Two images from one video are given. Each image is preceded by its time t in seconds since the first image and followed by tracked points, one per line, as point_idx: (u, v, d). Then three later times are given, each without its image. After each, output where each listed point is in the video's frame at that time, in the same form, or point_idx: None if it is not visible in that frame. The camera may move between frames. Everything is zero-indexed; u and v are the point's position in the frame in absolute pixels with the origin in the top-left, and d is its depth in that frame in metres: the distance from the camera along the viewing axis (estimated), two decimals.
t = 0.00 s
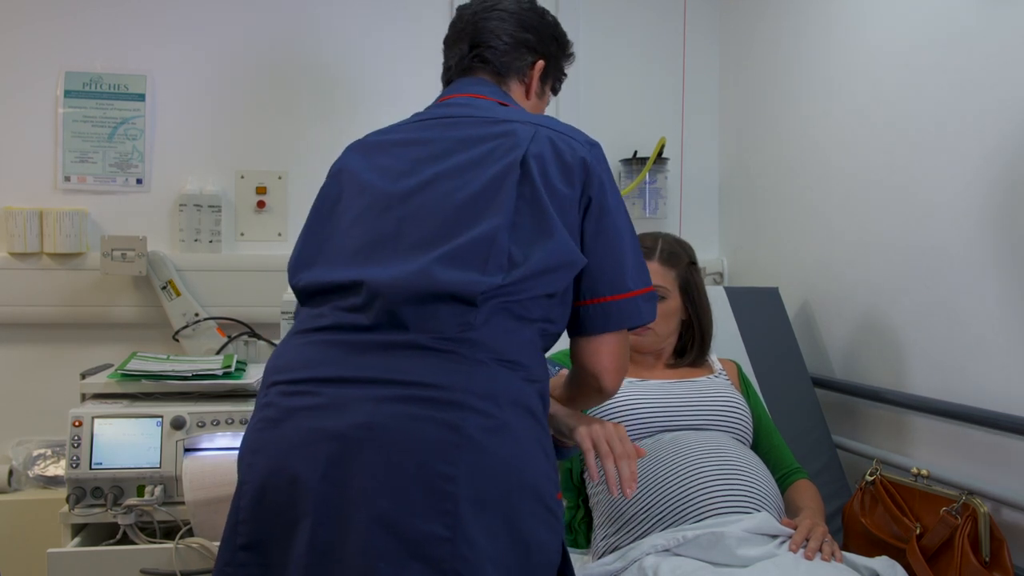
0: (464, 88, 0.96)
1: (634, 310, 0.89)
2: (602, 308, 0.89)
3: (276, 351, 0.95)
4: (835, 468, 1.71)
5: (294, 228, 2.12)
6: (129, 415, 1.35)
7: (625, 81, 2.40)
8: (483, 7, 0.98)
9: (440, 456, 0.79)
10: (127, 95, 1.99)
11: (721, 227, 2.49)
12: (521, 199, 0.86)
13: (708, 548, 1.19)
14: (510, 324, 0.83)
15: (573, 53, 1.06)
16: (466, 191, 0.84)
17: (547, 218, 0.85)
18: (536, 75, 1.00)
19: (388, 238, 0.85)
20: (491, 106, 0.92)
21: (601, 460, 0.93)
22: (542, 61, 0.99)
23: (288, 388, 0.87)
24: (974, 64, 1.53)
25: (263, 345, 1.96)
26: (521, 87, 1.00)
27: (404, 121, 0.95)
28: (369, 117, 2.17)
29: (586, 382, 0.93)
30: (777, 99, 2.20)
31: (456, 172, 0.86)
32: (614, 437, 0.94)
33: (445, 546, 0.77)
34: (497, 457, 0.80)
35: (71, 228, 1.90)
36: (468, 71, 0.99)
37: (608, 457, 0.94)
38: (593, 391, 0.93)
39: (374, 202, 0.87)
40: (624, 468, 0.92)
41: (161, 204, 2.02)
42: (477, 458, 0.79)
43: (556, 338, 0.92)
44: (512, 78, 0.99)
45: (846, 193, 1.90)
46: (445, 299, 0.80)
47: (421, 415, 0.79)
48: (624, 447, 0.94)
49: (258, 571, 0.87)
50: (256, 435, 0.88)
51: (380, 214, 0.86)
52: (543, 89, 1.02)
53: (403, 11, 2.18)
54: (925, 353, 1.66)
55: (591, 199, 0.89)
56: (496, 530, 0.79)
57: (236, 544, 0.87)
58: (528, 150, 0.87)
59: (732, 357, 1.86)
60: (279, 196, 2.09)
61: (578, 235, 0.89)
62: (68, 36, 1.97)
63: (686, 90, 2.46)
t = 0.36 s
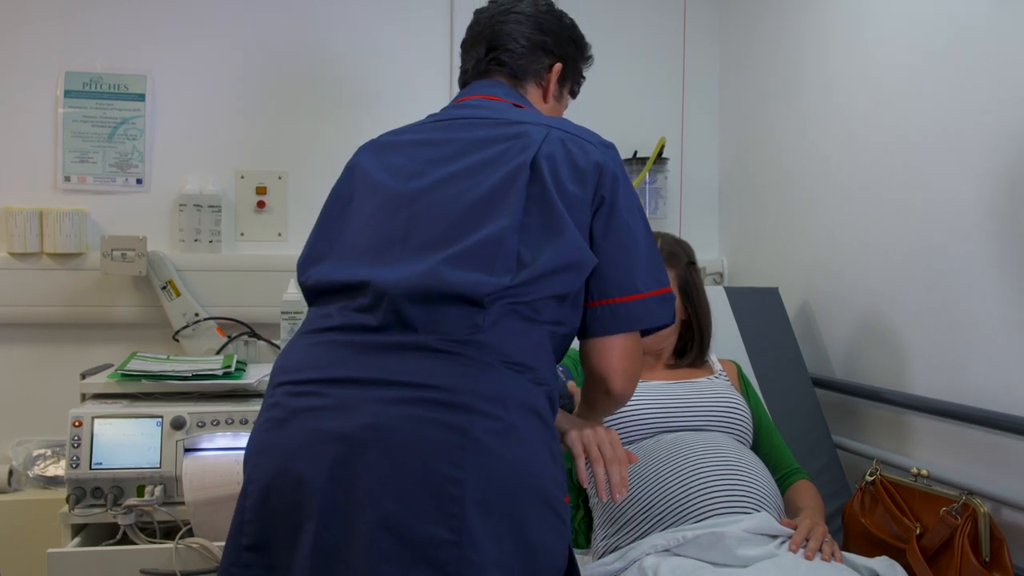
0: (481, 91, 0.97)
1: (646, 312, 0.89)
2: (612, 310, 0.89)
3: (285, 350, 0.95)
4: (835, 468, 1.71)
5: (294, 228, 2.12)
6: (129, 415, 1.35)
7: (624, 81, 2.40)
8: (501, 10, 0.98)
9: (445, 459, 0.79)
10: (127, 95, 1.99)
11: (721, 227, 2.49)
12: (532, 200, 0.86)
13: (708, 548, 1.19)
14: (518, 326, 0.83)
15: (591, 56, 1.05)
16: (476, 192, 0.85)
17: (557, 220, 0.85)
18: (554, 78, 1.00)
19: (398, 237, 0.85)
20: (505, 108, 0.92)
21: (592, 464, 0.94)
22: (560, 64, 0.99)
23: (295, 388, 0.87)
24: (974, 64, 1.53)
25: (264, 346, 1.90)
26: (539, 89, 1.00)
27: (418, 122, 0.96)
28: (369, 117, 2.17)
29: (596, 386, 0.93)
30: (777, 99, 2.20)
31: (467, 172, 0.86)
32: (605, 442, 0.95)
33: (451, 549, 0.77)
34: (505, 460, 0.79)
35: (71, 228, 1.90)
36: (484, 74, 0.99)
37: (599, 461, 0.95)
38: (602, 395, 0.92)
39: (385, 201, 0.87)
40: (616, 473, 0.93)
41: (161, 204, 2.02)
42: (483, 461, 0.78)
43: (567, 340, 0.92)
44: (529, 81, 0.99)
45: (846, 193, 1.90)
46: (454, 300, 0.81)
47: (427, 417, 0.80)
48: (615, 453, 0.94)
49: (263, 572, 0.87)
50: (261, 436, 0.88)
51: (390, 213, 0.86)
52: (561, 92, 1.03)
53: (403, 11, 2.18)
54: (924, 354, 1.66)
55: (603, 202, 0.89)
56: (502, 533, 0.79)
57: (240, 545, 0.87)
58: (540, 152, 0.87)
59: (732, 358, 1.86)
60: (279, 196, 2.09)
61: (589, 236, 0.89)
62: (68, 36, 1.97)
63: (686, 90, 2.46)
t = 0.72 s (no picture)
0: (491, 92, 0.96)
1: (651, 324, 0.89)
2: (620, 320, 0.89)
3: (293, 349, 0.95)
4: (835, 467, 1.71)
5: (294, 229, 2.12)
6: (129, 415, 1.35)
7: (624, 81, 2.40)
8: (508, 13, 0.98)
9: (451, 461, 0.78)
10: (127, 95, 1.99)
11: (721, 227, 2.49)
12: (543, 203, 0.86)
13: (708, 548, 1.19)
14: (525, 327, 0.83)
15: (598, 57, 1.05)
16: (487, 193, 0.84)
17: (567, 224, 0.85)
18: (564, 79, 1.00)
19: (408, 238, 0.85)
20: (518, 111, 0.92)
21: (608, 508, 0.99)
22: (569, 65, 0.99)
23: (301, 389, 0.87)
24: (974, 64, 1.53)
25: (263, 346, 1.92)
26: (549, 91, 1.00)
27: (430, 122, 0.95)
28: (369, 117, 2.17)
29: (592, 394, 0.94)
30: (777, 99, 2.20)
31: (479, 174, 0.86)
32: (620, 485, 0.99)
33: (457, 552, 0.77)
34: (512, 463, 0.79)
35: (71, 228, 1.90)
36: (494, 77, 0.99)
37: (616, 504, 0.99)
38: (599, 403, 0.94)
39: (397, 201, 0.87)
40: (631, 516, 0.97)
41: (161, 204, 2.02)
42: (491, 463, 0.78)
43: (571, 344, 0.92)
44: (539, 82, 0.98)
45: (846, 193, 1.90)
46: (462, 301, 0.81)
47: (433, 419, 0.79)
48: (629, 495, 0.98)
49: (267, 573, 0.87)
50: (267, 438, 0.88)
51: (401, 213, 0.86)
52: (571, 93, 1.03)
53: (403, 11, 2.18)
54: (924, 354, 1.66)
55: (614, 208, 0.89)
56: (507, 535, 0.79)
57: (245, 546, 0.87)
58: (552, 155, 0.87)
59: (732, 358, 1.86)
60: (279, 196, 2.09)
61: (599, 242, 0.89)
62: (68, 36, 1.97)
63: (686, 90, 2.46)
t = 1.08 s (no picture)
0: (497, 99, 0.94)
1: (662, 326, 0.90)
2: (630, 322, 0.90)
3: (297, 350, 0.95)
4: (835, 467, 1.71)
5: (294, 229, 2.12)
6: (129, 415, 1.35)
7: (624, 81, 2.40)
8: (510, 18, 0.95)
9: (465, 464, 0.78)
10: (127, 95, 1.99)
11: (721, 227, 2.49)
12: (556, 204, 0.86)
13: (708, 548, 1.19)
14: (535, 331, 0.83)
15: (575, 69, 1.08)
16: (501, 193, 0.84)
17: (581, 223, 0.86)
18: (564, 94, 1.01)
19: (420, 236, 0.85)
20: (526, 114, 0.92)
21: None
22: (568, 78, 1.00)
23: (309, 389, 0.87)
24: (974, 64, 1.53)
25: (263, 345, 1.92)
26: (551, 104, 1.01)
27: (437, 123, 0.95)
28: (369, 116, 2.17)
29: (600, 395, 0.95)
30: (777, 99, 2.20)
31: (491, 173, 0.86)
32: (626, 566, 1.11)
33: (468, 555, 0.77)
34: (525, 466, 0.79)
35: (71, 228, 1.90)
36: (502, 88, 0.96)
37: None
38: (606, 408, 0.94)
39: (408, 201, 0.87)
40: None
41: (161, 204, 2.02)
42: (505, 466, 0.78)
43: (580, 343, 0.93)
44: (545, 95, 0.98)
45: (846, 193, 1.90)
46: (480, 303, 0.81)
47: (447, 422, 0.79)
48: None
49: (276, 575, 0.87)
50: (273, 438, 0.87)
51: (412, 212, 0.86)
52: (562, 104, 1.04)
53: (403, 11, 2.19)
54: (925, 354, 1.66)
55: (624, 209, 0.90)
56: (519, 538, 0.79)
57: (253, 548, 0.87)
58: (565, 156, 0.87)
59: (732, 358, 1.86)
60: (279, 196, 2.09)
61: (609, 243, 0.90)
62: (68, 36, 1.97)
63: (686, 90, 2.46)
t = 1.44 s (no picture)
0: (444, 94, 0.93)
1: (635, 299, 0.91)
2: (602, 300, 0.91)
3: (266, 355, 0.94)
4: (835, 467, 1.71)
5: (294, 229, 2.12)
6: (129, 415, 1.35)
7: (624, 80, 2.40)
8: (447, 11, 0.94)
9: (471, 465, 0.78)
10: (127, 95, 1.99)
11: (721, 227, 2.49)
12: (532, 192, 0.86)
13: (708, 548, 1.19)
14: (523, 329, 0.83)
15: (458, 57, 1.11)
16: (476, 185, 0.83)
17: (557, 208, 0.86)
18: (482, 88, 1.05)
19: (399, 235, 0.83)
20: (481, 105, 0.91)
21: None
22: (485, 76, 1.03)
23: (294, 396, 0.84)
24: (974, 65, 1.53)
25: (264, 346, 1.92)
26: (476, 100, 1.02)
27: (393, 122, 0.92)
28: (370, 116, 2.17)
29: (581, 373, 0.95)
30: (777, 99, 2.20)
31: (462, 166, 0.84)
32: None
33: (475, 556, 0.77)
34: (526, 462, 0.80)
35: (71, 228, 1.90)
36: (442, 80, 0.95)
37: None
38: (589, 386, 0.95)
39: (381, 201, 0.85)
40: None
41: (161, 204, 2.02)
42: (508, 464, 0.79)
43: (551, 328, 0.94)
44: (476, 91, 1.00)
45: (846, 193, 1.90)
46: (474, 300, 0.80)
47: (451, 422, 0.78)
48: None
49: None
50: (265, 444, 0.84)
51: (389, 213, 0.84)
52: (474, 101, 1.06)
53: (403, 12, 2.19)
54: (925, 354, 1.66)
55: (588, 188, 0.91)
56: (524, 537, 0.80)
57: (247, 556, 0.84)
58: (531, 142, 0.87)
59: (732, 358, 1.86)
60: (279, 196, 2.09)
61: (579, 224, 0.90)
62: (68, 36, 1.97)
63: (685, 90, 2.46)
